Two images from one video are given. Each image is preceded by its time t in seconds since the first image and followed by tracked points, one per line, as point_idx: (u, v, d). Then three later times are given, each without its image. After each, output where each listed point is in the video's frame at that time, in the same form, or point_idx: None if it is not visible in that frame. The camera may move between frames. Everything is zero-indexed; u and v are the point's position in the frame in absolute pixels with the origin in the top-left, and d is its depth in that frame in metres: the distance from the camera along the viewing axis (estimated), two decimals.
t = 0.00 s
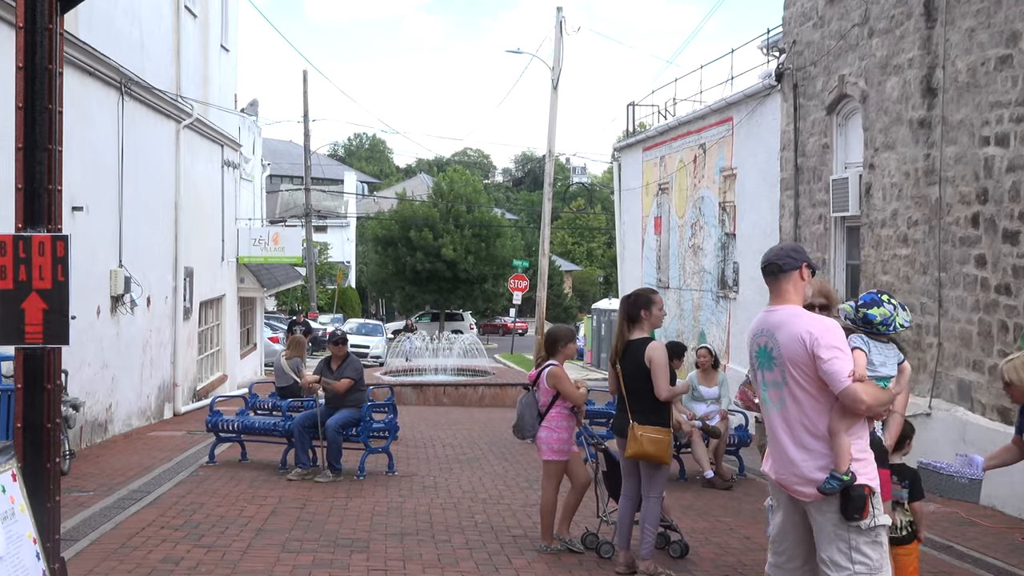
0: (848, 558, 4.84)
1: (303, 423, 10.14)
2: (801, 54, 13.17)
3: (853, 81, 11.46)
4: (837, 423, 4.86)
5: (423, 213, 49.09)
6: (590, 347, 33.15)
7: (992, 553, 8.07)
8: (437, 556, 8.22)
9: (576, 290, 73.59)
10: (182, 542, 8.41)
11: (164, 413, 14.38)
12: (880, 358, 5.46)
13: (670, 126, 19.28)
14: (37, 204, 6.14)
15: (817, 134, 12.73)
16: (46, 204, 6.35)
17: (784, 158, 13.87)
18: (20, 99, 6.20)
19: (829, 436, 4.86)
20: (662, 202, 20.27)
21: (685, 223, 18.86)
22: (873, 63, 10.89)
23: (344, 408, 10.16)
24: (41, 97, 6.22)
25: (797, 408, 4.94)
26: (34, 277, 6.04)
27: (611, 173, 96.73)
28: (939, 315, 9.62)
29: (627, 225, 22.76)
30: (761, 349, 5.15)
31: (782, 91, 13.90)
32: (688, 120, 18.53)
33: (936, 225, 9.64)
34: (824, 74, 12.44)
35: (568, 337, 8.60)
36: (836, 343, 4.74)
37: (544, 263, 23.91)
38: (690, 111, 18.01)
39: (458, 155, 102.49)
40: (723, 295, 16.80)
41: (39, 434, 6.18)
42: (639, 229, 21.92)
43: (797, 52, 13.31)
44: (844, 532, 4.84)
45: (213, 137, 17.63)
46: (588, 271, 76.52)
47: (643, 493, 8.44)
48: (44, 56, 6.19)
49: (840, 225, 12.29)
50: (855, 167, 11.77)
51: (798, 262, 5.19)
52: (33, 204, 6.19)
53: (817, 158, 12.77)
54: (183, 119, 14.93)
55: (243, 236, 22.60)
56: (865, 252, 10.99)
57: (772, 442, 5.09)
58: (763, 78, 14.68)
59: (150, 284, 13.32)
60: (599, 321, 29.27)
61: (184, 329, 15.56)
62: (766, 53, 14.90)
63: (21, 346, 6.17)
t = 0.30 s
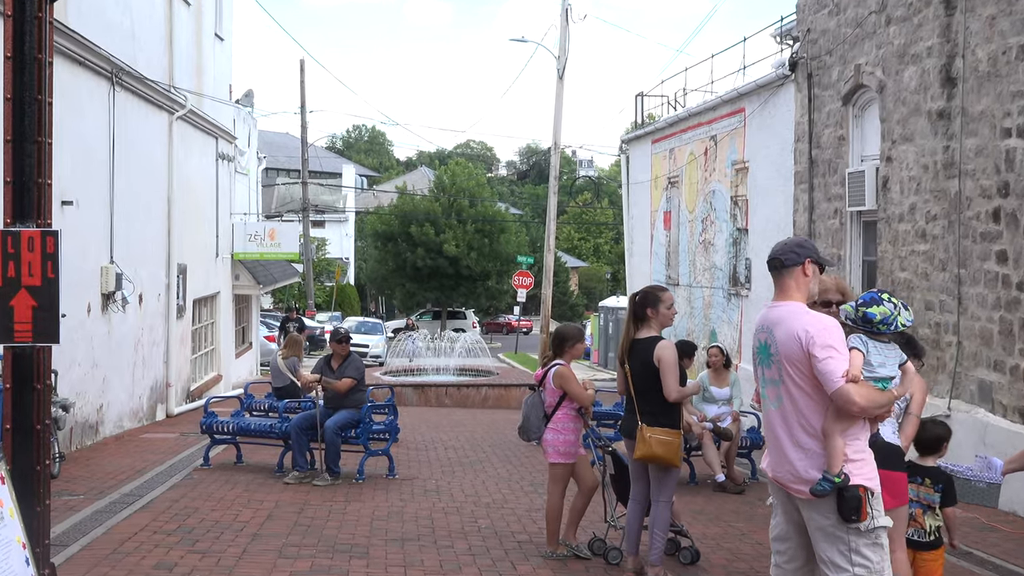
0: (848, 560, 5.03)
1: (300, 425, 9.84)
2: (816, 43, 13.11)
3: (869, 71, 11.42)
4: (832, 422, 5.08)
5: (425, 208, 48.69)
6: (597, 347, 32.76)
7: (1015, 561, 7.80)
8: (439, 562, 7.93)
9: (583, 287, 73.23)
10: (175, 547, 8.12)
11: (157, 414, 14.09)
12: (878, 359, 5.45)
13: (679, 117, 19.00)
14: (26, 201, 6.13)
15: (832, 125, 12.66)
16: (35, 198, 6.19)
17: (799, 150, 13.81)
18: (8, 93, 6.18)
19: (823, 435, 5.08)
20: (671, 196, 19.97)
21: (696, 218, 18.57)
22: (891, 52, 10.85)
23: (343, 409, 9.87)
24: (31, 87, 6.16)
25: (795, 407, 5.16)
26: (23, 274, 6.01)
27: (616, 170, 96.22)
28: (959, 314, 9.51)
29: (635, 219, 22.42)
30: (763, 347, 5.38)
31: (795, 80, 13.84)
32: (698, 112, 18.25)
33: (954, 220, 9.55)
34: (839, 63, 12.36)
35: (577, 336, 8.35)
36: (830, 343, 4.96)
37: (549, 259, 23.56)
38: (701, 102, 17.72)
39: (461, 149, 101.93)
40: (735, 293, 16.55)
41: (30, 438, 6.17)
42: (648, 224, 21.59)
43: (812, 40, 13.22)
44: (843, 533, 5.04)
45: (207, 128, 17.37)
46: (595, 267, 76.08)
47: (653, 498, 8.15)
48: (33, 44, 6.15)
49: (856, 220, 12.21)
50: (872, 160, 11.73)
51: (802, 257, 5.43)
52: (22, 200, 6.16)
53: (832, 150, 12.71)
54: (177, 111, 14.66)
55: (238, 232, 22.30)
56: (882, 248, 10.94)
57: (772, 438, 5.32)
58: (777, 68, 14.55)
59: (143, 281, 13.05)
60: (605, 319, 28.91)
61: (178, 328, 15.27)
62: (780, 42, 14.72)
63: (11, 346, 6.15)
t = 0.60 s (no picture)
0: (849, 559, 4.95)
1: (296, 423, 9.53)
2: (832, 26, 13.04)
3: (887, 55, 11.48)
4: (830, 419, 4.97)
5: (426, 198, 48.29)
6: (603, 341, 32.41)
7: None
8: (440, 564, 7.63)
9: (590, 280, 72.97)
10: (168, 548, 7.81)
11: (148, 410, 13.82)
12: (881, 356, 5.08)
13: (691, 103, 18.67)
14: (14, 188, 5.92)
15: (846, 113, 12.61)
16: (23, 187, 6.04)
17: (814, 138, 13.73)
18: None
19: (821, 432, 4.98)
20: (682, 185, 19.65)
21: (706, 208, 18.26)
22: (908, 36, 11.00)
23: (341, 406, 9.56)
24: (17, 71, 5.98)
25: (795, 401, 5.07)
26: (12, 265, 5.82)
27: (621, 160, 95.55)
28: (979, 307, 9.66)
29: (644, 208, 22.04)
30: (768, 339, 5.30)
31: (810, 66, 13.75)
32: (710, 98, 17.93)
33: (976, 210, 9.69)
34: (855, 47, 12.36)
35: (583, 331, 8.06)
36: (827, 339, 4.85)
37: (555, 252, 23.24)
38: (713, 88, 17.44)
39: (462, 136, 101.11)
40: (747, 286, 16.31)
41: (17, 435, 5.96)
42: (657, 213, 21.23)
43: (827, 23, 13.18)
44: (842, 531, 4.95)
45: (201, 116, 17.15)
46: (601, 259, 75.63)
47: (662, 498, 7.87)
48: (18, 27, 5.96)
49: (872, 211, 12.20)
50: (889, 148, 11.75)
51: (810, 249, 5.45)
52: (10, 187, 5.95)
53: (848, 138, 12.66)
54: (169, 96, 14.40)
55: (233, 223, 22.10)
56: (899, 239, 11.06)
57: (774, 432, 5.25)
58: (791, 52, 14.40)
59: (134, 273, 12.85)
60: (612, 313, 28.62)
61: (170, 322, 15.00)
62: (795, 25, 14.51)
63: None
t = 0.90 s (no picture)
0: (862, 564, 4.56)
1: (289, 424, 9.28)
2: (846, 13, 12.89)
3: (903, 44, 11.37)
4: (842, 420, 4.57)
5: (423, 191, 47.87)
6: (608, 340, 32.10)
7: None
8: (439, 569, 7.34)
9: (592, 277, 72.69)
10: (157, 553, 7.52)
11: (136, 411, 13.56)
12: (894, 353, 4.64)
13: (699, 93, 18.37)
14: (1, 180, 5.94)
15: (861, 102, 12.53)
16: (7, 178, 6.07)
17: (826, 129, 13.60)
18: None
19: (832, 434, 4.59)
20: (689, 178, 19.32)
21: (715, 201, 17.95)
22: (925, 23, 10.92)
23: (337, 406, 9.30)
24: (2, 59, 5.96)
25: (806, 401, 4.68)
26: None
27: (623, 153, 94.96)
28: (999, 303, 9.61)
29: (652, 202, 21.63)
30: (777, 335, 4.90)
31: (823, 53, 13.64)
32: (718, 88, 17.64)
33: (995, 203, 9.66)
34: (871, 35, 12.21)
35: (586, 329, 7.75)
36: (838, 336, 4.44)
37: (558, 247, 22.94)
38: (723, 77, 17.15)
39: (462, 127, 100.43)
40: (758, 282, 16.06)
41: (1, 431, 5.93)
42: (663, 207, 20.86)
43: (840, 11, 13.04)
44: (855, 534, 4.56)
45: (190, 106, 16.90)
46: (603, 255, 75.24)
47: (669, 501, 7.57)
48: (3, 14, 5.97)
49: (888, 204, 12.05)
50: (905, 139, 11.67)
51: (820, 243, 5.11)
52: None
53: (863, 128, 12.52)
54: (157, 86, 14.17)
55: (224, 217, 21.53)
56: (915, 233, 10.97)
57: (783, 432, 4.86)
58: (803, 40, 14.22)
59: (122, 269, 12.67)
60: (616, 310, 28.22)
61: (160, 319, 14.76)
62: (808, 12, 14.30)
63: None
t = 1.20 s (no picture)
0: (892, 572, 4.26)
1: (286, 423, 9.01)
2: None
3: (922, 30, 11.21)
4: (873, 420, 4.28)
5: (425, 180, 47.27)
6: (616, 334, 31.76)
7: None
8: (440, 574, 7.07)
9: (601, 270, 72.29)
10: (148, 556, 7.25)
11: (127, 409, 13.33)
12: (927, 350, 4.34)
13: (708, 81, 18.05)
14: None
15: (878, 90, 12.35)
16: None
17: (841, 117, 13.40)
18: None
19: (863, 434, 4.29)
20: (699, 167, 18.95)
21: (727, 192, 17.61)
22: (945, 8, 10.71)
23: (337, 404, 9.05)
24: None
25: (833, 401, 4.38)
26: None
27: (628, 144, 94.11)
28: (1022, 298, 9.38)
29: (661, 191, 21.14)
30: (801, 332, 4.60)
31: (838, 38, 13.42)
32: (729, 76, 17.34)
33: (1019, 193, 9.47)
34: (889, 20, 12.03)
35: (594, 324, 7.47)
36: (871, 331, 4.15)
37: (563, 240, 22.62)
38: (735, 64, 16.86)
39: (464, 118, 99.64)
40: (770, 276, 15.81)
41: None
42: (675, 200, 20.37)
43: None
44: (885, 538, 4.26)
45: (183, 93, 16.64)
46: (610, 248, 74.57)
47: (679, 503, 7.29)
48: None
49: (907, 195, 11.89)
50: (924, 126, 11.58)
51: (841, 236, 4.81)
52: None
53: (880, 116, 12.36)
54: (149, 72, 13.93)
55: (219, 209, 21.61)
56: (935, 226, 10.77)
57: (808, 434, 4.56)
58: (818, 25, 13.99)
59: (112, 261, 12.49)
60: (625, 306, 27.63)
61: (152, 314, 14.51)
62: None
63: None
